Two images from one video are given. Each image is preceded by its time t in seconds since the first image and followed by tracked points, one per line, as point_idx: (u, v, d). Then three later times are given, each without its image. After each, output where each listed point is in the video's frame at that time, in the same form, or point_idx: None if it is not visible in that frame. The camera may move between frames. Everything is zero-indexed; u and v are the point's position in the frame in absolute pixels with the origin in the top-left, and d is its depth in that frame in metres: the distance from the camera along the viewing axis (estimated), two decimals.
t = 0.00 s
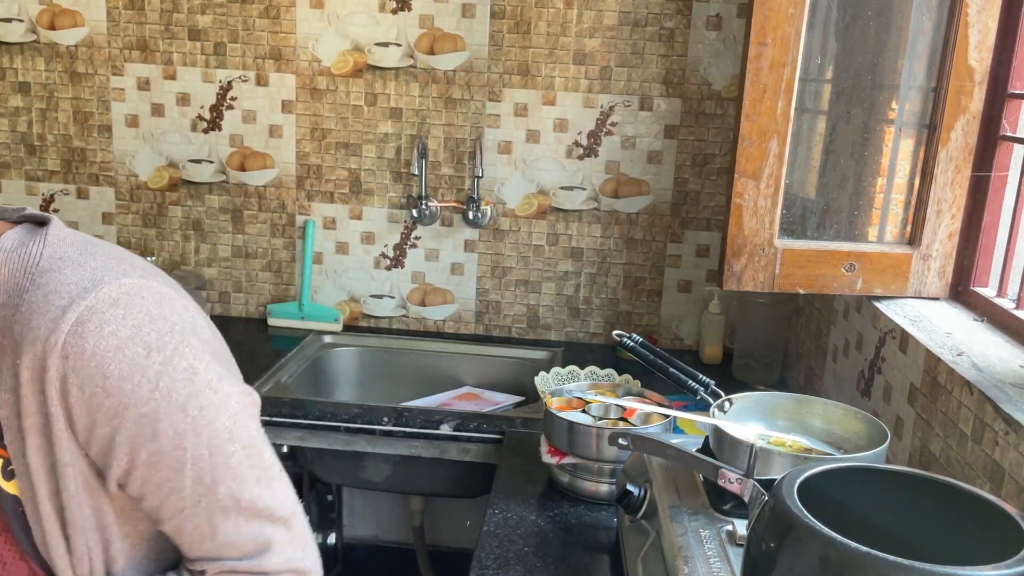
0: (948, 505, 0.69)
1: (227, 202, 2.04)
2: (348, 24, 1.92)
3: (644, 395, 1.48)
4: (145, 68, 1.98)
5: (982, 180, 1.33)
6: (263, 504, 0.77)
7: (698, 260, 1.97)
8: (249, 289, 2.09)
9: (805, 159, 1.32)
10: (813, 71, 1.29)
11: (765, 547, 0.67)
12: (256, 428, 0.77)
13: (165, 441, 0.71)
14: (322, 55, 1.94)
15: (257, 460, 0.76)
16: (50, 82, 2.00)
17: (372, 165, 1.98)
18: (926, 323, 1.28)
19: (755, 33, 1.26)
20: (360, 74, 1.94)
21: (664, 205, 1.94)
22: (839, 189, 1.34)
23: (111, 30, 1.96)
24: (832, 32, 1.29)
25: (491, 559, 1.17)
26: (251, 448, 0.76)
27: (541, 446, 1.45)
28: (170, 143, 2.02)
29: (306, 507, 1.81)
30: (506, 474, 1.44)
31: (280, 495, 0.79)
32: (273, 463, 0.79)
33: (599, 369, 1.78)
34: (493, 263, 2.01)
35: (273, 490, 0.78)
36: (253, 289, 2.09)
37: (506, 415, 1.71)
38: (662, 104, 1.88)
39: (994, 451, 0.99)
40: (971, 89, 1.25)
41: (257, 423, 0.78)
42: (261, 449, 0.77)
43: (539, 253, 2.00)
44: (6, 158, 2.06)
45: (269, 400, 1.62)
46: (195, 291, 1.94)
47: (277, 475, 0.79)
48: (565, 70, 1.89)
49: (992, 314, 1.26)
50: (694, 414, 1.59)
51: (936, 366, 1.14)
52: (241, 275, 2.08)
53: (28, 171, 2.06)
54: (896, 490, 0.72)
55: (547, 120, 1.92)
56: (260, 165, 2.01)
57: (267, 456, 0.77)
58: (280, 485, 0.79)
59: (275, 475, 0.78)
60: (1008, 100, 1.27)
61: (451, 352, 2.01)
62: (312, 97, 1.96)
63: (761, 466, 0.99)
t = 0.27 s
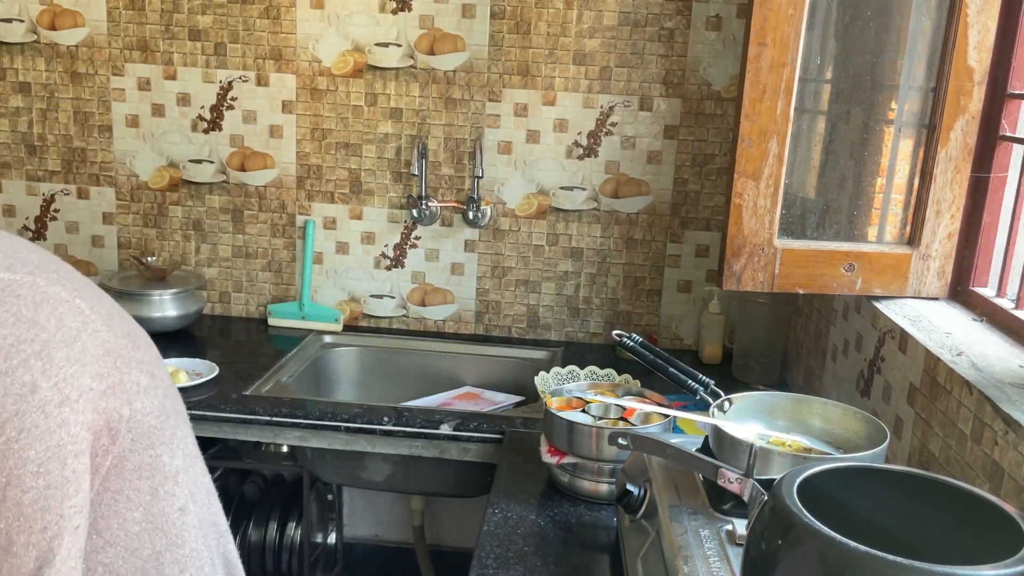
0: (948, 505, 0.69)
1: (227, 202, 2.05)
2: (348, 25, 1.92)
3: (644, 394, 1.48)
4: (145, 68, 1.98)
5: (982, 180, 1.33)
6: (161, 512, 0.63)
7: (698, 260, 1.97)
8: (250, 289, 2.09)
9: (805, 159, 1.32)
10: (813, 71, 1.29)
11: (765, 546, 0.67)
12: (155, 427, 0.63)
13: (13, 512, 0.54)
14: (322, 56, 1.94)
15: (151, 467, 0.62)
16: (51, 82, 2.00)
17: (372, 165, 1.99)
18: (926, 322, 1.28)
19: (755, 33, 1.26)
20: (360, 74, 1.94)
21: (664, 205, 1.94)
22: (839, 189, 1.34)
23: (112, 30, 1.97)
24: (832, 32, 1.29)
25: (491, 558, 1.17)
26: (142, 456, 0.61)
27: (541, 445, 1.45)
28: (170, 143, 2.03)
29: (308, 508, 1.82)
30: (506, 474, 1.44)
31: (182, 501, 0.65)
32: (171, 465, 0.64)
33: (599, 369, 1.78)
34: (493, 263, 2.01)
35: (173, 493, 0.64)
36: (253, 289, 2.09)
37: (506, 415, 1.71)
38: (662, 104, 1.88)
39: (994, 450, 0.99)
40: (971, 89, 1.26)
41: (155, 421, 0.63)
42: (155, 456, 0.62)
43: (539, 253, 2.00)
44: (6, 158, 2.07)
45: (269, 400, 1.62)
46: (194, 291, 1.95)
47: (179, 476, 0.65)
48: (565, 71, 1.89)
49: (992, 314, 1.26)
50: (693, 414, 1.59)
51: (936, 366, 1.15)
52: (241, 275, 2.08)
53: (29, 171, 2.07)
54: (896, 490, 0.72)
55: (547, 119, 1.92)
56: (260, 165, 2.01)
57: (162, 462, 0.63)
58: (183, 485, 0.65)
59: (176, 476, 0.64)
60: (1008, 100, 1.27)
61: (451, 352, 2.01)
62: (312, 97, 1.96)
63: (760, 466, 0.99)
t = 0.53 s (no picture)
0: (949, 506, 0.69)
1: (227, 202, 2.05)
2: (349, 25, 1.92)
3: (644, 394, 1.48)
4: (145, 68, 1.98)
5: (982, 180, 1.33)
6: (130, 505, 0.71)
7: (698, 260, 1.97)
8: (250, 289, 2.09)
9: (805, 159, 1.32)
10: (813, 71, 1.29)
11: (764, 546, 0.67)
12: (119, 425, 0.70)
13: None
14: (322, 56, 1.94)
15: (118, 462, 0.70)
16: (51, 82, 2.01)
17: (372, 165, 1.99)
18: (926, 322, 1.28)
19: (754, 34, 1.26)
20: (360, 74, 1.94)
21: (664, 205, 1.94)
22: (839, 189, 1.34)
23: (112, 30, 1.97)
24: (832, 32, 1.29)
25: (492, 558, 1.17)
26: (108, 453, 0.69)
27: (541, 445, 1.45)
28: (170, 143, 2.03)
29: (308, 509, 1.82)
30: (506, 474, 1.44)
31: (149, 494, 0.73)
32: (137, 460, 0.72)
33: (599, 369, 1.79)
34: (493, 263, 2.01)
35: (140, 488, 0.72)
36: (253, 289, 2.09)
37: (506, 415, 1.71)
38: (662, 104, 1.88)
39: (994, 450, 0.99)
40: (971, 89, 1.26)
41: (119, 418, 0.70)
42: (120, 451, 0.70)
43: (539, 253, 2.00)
44: (6, 158, 2.07)
45: (269, 400, 1.62)
46: (195, 290, 1.95)
47: (145, 471, 0.73)
48: (565, 71, 1.89)
49: (992, 314, 1.26)
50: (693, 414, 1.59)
51: (936, 366, 1.15)
52: (242, 275, 2.08)
53: (29, 171, 2.07)
54: (896, 491, 0.72)
55: (547, 120, 1.92)
56: (260, 165, 2.01)
57: (128, 457, 0.71)
58: (149, 479, 0.73)
59: (141, 471, 0.72)
60: (1008, 100, 1.27)
61: (451, 352, 2.01)
62: (312, 97, 1.96)
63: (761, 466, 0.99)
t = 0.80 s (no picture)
0: (949, 506, 0.69)
1: (227, 202, 2.05)
2: (349, 25, 1.92)
3: (644, 394, 1.48)
4: (146, 68, 1.98)
5: (982, 180, 1.33)
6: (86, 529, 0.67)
7: (698, 260, 1.97)
8: (250, 289, 2.09)
9: (805, 159, 1.32)
10: (813, 71, 1.30)
11: (765, 546, 0.67)
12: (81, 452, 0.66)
13: None
14: (322, 56, 1.94)
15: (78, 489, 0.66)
16: (51, 82, 2.01)
17: (372, 165, 1.99)
18: (926, 322, 1.28)
19: (755, 34, 1.26)
20: (360, 74, 1.94)
21: (664, 205, 1.94)
22: (839, 189, 1.34)
23: (112, 30, 1.97)
24: (832, 32, 1.29)
25: (492, 558, 1.17)
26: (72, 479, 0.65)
27: (541, 446, 1.45)
28: (170, 143, 2.03)
29: (308, 509, 1.81)
30: (506, 474, 1.44)
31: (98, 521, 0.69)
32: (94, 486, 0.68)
33: (599, 369, 1.78)
34: (493, 263, 2.01)
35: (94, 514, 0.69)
36: (253, 289, 2.09)
37: (506, 415, 1.71)
38: (662, 104, 1.89)
39: (994, 450, 0.99)
40: (971, 89, 1.26)
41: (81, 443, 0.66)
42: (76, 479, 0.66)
43: (539, 253, 2.00)
44: (6, 158, 2.07)
45: (269, 400, 1.62)
46: (194, 291, 1.95)
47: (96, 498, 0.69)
48: (565, 71, 1.89)
49: (992, 314, 1.26)
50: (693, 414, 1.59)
51: (936, 366, 1.15)
52: (242, 275, 2.08)
53: (29, 171, 2.07)
54: (896, 491, 0.72)
55: (547, 120, 1.92)
56: (260, 165, 2.01)
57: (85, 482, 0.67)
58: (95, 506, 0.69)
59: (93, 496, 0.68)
60: (1008, 100, 1.27)
61: (451, 352, 2.01)
62: (312, 97, 1.96)
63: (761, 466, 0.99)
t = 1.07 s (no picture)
0: (949, 506, 0.69)
1: (227, 202, 2.05)
2: (349, 25, 1.92)
3: (644, 394, 1.48)
4: (145, 68, 1.98)
5: (982, 180, 1.33)
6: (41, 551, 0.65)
7: (698, 260, 1.97)
8: (250, 289, 2.09)
9: (805, 159, 1.32)
10: (813, 71, 1.29)
11: (765, 546, 0.67)
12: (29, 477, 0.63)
13: None
14: (322, 56, 1.94)
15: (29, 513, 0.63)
16: (51, 82, 2.01)
17: (372, 165, 1.99)
18: (926, 322, 1.28)
19: (755, 34, 1.26)
20: (360, 74, 1.94)
21: (664, 205, 1.94)
22: (839, 189, 1.34)
23: (112, 30, 1.97)
24: (832, 32, 1.29)
25: (491, 558, 1.17)
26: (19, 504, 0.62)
27: (541, 446, 1.45)
28: (170, 143, 2.03)
29: (308, 509, 1.81)
30: (506, 474, 1.44)
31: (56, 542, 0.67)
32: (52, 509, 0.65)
33: (599, 369, 1.79)
34: (493, 263, 2.01)
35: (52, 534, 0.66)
36: (253, 289, 2.09)
37: (507, 415, 1.71)
38: (662, 104, 1.89)
39: (994, 450, 0.99)
40: (971, 89, 1.26)
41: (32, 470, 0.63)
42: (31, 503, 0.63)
43: (539, 253, 2.00)
44: (6, 158, 2.07)
45: (269, 400, 1.62)
46: (195, 291, 1.95)
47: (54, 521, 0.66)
48: (565, 71, 1.89)
49: (992, 314, 1.26)
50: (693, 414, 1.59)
51: (936, 366, 1.15)
52: (242, 275, 2.08)
53: (29, 171, 2.07)
54: (896, 491, 0.72)
55: (547, 120, 1.92)
56: (260, 164, 2.01)
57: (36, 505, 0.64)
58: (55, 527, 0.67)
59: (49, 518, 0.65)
60: (1008, 100, 1.27)
61: (451, 352, 2.01)
62: (312, 97, 1.96)
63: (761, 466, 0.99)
